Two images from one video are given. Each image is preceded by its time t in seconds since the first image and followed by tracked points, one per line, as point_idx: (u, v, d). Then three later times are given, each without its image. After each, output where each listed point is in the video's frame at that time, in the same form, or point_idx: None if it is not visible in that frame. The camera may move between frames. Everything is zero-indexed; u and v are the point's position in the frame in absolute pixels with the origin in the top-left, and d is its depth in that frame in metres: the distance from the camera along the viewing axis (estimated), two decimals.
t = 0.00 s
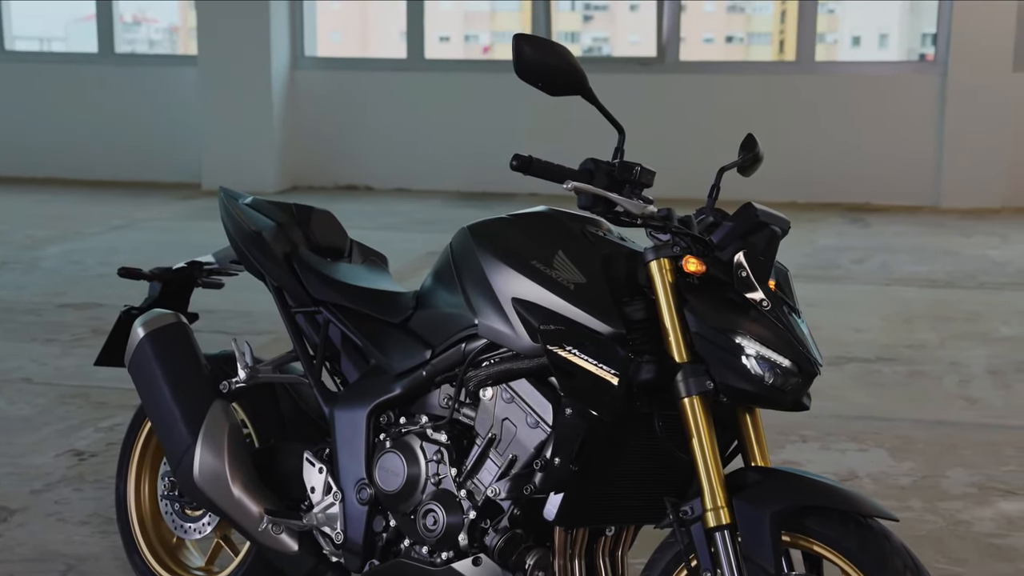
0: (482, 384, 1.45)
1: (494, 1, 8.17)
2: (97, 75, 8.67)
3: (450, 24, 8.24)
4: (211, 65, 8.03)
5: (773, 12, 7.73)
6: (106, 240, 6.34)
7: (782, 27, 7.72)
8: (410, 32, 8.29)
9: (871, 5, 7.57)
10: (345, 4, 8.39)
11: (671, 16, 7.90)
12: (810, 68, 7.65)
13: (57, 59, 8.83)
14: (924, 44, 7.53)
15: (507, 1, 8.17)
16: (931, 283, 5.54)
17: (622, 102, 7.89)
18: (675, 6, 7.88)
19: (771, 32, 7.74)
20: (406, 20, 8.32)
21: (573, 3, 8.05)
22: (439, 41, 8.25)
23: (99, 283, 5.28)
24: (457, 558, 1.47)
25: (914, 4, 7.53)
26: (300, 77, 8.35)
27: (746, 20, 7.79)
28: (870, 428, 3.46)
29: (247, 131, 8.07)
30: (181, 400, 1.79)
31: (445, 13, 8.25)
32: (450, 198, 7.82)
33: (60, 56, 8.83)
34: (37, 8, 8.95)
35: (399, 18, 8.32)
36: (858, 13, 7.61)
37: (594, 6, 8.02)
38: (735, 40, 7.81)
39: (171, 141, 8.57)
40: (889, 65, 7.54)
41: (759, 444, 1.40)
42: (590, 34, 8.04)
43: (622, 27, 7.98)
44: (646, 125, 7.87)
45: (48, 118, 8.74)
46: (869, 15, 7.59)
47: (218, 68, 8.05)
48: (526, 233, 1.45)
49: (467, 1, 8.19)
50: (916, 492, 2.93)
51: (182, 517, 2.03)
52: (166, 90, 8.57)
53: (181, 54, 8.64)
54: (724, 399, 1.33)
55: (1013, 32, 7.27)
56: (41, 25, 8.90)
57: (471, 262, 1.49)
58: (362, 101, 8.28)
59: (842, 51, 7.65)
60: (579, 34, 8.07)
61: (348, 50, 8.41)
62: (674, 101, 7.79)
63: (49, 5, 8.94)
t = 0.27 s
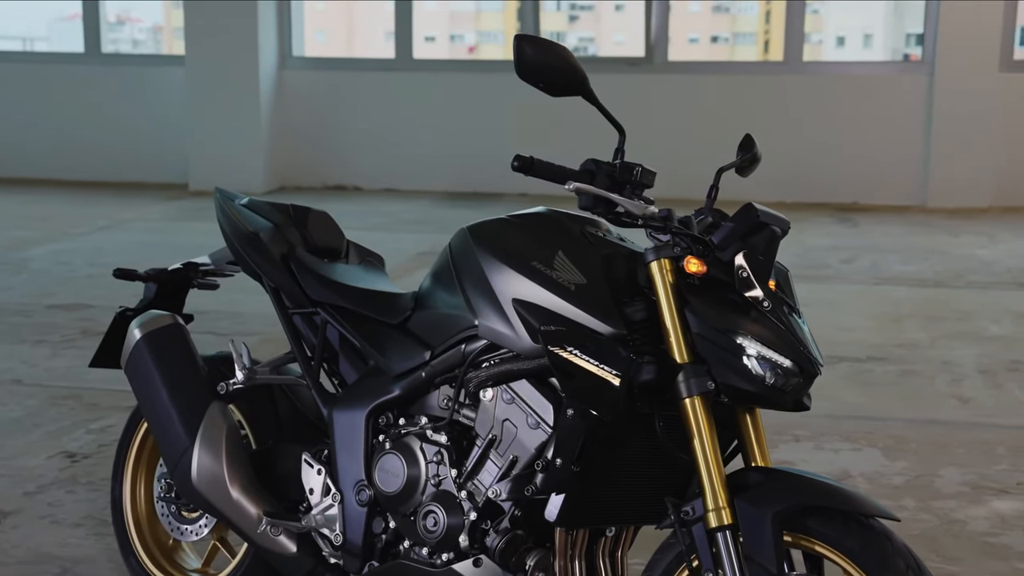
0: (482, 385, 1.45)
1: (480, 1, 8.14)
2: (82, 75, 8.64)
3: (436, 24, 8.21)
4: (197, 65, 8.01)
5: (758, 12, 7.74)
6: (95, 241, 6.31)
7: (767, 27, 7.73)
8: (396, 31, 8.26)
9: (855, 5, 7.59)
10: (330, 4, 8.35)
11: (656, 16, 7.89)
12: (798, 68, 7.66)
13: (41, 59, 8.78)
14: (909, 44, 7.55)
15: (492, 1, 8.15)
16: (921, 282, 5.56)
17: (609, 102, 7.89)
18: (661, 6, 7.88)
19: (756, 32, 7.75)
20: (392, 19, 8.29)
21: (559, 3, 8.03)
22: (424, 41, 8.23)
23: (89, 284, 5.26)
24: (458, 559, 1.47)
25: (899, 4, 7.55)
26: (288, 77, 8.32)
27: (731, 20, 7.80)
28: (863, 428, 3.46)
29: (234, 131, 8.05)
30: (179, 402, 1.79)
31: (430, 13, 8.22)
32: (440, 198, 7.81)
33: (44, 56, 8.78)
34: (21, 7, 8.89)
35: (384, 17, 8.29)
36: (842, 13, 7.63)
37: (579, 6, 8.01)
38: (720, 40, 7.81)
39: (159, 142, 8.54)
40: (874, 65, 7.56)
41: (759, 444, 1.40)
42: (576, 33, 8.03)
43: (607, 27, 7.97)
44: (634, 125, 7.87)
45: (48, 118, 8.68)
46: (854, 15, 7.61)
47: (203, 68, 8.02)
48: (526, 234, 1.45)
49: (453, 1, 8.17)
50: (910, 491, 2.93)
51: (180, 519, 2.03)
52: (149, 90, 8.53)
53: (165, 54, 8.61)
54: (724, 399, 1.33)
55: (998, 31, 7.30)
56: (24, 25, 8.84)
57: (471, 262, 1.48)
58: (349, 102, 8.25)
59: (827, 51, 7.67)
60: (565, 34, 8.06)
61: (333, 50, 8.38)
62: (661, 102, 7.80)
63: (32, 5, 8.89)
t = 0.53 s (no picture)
0: (482, 386, 1.45)
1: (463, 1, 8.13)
2: (65, 74, 8.60)
3: (419, 24, 8.20)
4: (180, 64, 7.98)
5: (741, 13, 7.76)
6: (81, 241, 6.28)
7: (750, 27, 7.75)
8: (381, 31, 8.24)
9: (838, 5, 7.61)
10: (313, 4, 8.33)
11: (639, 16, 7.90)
12: (784, 68, 7.67)
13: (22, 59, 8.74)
14: (891, 44, 7.58)
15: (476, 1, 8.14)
16: (908, 282, 5.57)
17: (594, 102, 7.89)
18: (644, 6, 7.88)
19: (739, 32, 7.77)
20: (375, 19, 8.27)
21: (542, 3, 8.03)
22: (407, 41, 8.21)
23: (77, 285, 5.23)
24: (459, 560, 1.46)
25: (881, 4, 7.58)
26: (274, 77, 8.30)
27: (714, 21, 7.82)
28: (855, 426, 3.47)
29: (219, 131, 8.03)
30: (176, 403, 1.78)
31: (414, 13, 8.21)
32: (427, 198, 7.79)
33: (25, 55, 8.74)
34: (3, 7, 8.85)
35: (367, 17, 8.27)
36: (825, 13, 7.65)
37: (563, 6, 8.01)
38: (703, 40, 7.82)
39: (144, 142, 8.50)
40: (857, 64, 7.58)
41: (760, 444, 1.40)
42: (559, 33, 8.03)
43: (590, 27, 7.98)
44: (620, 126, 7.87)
45: (49, 120, 8.62)
46: (836, 15, 7.64)
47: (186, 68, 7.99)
48: (526, 235, 1.45)
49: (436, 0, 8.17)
50: (903, 490, 2.94)
51: (175, 520, 2.01)
52: (133, 90, 8.50)
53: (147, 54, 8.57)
54: (726, 400, 1.33)
55: (983, 32, 7.31)
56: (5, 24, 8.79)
57: (471, 263, 1.48)
58: (334, 101, 8.22)
59: (810, 51, 7.68)
60: (548, 34, 8.05)
61: (317, 50, 8.35)
62: (645, 102, 7.81)
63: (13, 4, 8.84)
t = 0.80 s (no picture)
0: (483, 386, 1.45)
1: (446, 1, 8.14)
2: (47, 74, 8.56)
3: (402, 23, 8.20)
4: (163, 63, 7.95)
5: (723, 13, 7.78)
6: (68, 241, 6.25)
7: (732, 26, 7.77)
8: (365, 31, 8.23)
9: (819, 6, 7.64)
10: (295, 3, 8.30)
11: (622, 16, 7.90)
12: (770, 68, 7.69)
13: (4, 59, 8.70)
14: (872, 44, 7.61)
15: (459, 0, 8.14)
16: (895, 281, 5.60)
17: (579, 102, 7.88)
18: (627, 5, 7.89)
19: (721, 32, 7.79)
20: (358, 18, 8.25)
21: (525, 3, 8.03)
22: (390, 40, 8.20)
23: (64, 285, 5.20)
24: (460, 560, 1.47)
25: (862, 4, 7.61)
26: (259, 76, 8.27)
27: (697, 20, 7.83)
28: (846, 425, 3.48)
29: (202, 131, 8.00)
30: (173, 403, 1.78)
31: (397, 12, 8.20)
32: (414, 198, 7.78)
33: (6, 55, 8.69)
34: None
35: (350, 16, 8.25)
36: (807, 13, 7.68)
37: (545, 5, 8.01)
38: (686, 40, 7.84)
39: (128, 141, 8.47)
40: (839, 64, 7.61)
41: (760, 443, 1.40)
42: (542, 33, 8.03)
43: (572, 27, 8.00)
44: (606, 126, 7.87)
45: (50, 118, 8.56)
46: (818, 15, 7.66)
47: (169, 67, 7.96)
48: (527, 234, 1.45)
49: None
50: (895, 489, 2.95)
51: (172, 522, 2.01)
52: (115, 89, 8.47)
53: (128, 52, 8.55)
54: (728, 399, 1.33)
55: (966, 32, 7.34)
56: None
57: (471, 262, 1.48)
58: (318, 101, 8.20)
59: (792, 52, 7.70)
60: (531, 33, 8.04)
61: (300, 49, 8.33)
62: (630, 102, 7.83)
63: None
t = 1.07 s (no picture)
0: (485, 386, 1.45)
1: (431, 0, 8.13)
2: (32, 74, 8.52)
3: (387, 23, 8.18)
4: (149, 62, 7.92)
5: (709, 12, 7.80)
6: (56, 241, 6.22)
7: (717, 26, 7.78)
8: (350, 31, 8.21)
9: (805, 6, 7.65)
10: (281, 3, 8.28)
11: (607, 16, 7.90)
12: (758, 67, 7.69)
13: None
14: (857, 44, 7.63)
15: None
16: (885, 280, 5.60)
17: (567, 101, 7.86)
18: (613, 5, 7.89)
19: (706, 31, 7.80)
20: (344, 18, 8.23)
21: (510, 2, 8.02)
22: (376, 40, 8.19)
23: (54, 286, 5.18)
24: (462, 560, 1.46)
25: (847, 4, 7.62)
26: (247, 76, 8.24)
27: (682, 20, 7.85)
28: (839, 424, 3.48)
29: (191, 131, 7.98)
30: (172, 405, 1.77)
31: (382, 12, 8.18)
32: (404, 198, 7.77)
33: None
34: None
35: (336, 15, 8.22)
36: (792, 13, 7.68)
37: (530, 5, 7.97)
38: (671, 39, 7.84)
39: (115, 141, 8.44)
40: (824, 64, 7.62)
41: (762, 442, 1.39)
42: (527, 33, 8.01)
43: (558, 27, 7.99)
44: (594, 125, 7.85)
45: (35, 118, 8.53)
46: (803, 15, 7.67)
47: (154, 67, 7.94)
48: (527, 234, 1.45)
49: None
50: (890, 487, 2.95)
51: (169, 523, 2.00)
52: (100, 89, 8.44)
53: (112, 52, 8.52)
54: (730, 398, 1.33)
55: (954, 31, 7.34)
56: None
57: (472, 261, 1.48)
58: (305, 101, 8.18)
59: (777, 51, 7.71)
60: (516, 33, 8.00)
61: (286, 49, 8.30)
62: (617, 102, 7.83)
63: None
